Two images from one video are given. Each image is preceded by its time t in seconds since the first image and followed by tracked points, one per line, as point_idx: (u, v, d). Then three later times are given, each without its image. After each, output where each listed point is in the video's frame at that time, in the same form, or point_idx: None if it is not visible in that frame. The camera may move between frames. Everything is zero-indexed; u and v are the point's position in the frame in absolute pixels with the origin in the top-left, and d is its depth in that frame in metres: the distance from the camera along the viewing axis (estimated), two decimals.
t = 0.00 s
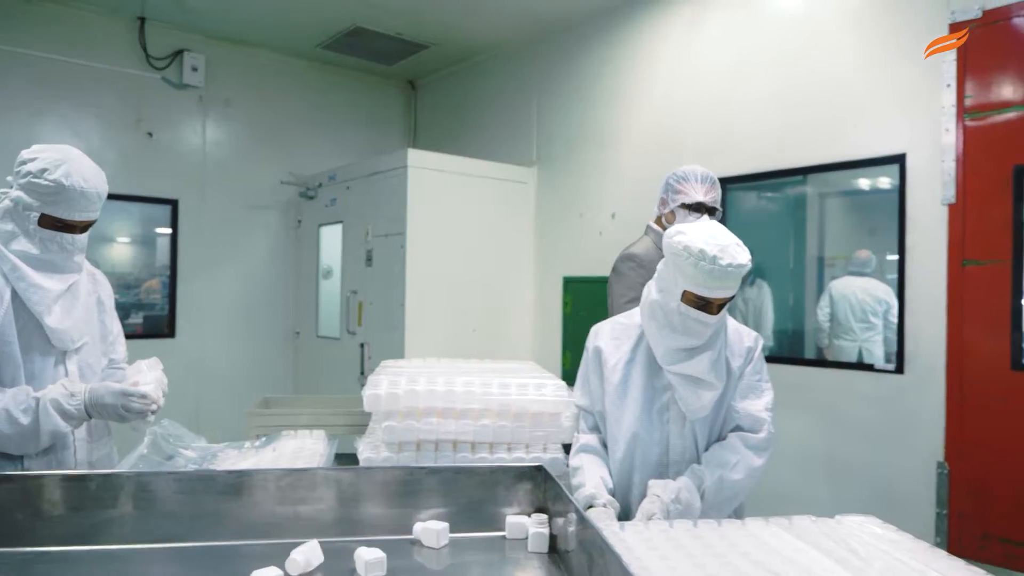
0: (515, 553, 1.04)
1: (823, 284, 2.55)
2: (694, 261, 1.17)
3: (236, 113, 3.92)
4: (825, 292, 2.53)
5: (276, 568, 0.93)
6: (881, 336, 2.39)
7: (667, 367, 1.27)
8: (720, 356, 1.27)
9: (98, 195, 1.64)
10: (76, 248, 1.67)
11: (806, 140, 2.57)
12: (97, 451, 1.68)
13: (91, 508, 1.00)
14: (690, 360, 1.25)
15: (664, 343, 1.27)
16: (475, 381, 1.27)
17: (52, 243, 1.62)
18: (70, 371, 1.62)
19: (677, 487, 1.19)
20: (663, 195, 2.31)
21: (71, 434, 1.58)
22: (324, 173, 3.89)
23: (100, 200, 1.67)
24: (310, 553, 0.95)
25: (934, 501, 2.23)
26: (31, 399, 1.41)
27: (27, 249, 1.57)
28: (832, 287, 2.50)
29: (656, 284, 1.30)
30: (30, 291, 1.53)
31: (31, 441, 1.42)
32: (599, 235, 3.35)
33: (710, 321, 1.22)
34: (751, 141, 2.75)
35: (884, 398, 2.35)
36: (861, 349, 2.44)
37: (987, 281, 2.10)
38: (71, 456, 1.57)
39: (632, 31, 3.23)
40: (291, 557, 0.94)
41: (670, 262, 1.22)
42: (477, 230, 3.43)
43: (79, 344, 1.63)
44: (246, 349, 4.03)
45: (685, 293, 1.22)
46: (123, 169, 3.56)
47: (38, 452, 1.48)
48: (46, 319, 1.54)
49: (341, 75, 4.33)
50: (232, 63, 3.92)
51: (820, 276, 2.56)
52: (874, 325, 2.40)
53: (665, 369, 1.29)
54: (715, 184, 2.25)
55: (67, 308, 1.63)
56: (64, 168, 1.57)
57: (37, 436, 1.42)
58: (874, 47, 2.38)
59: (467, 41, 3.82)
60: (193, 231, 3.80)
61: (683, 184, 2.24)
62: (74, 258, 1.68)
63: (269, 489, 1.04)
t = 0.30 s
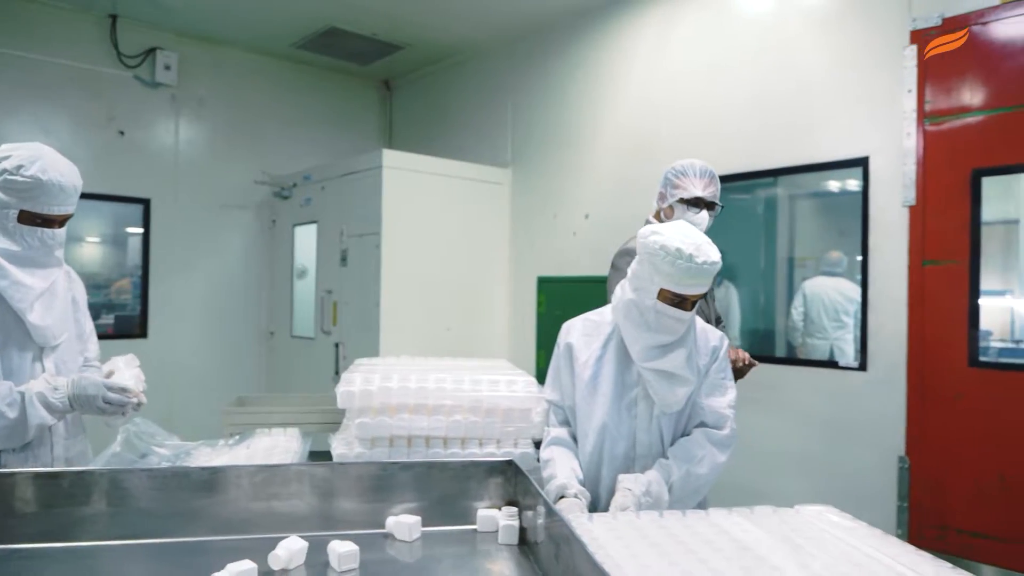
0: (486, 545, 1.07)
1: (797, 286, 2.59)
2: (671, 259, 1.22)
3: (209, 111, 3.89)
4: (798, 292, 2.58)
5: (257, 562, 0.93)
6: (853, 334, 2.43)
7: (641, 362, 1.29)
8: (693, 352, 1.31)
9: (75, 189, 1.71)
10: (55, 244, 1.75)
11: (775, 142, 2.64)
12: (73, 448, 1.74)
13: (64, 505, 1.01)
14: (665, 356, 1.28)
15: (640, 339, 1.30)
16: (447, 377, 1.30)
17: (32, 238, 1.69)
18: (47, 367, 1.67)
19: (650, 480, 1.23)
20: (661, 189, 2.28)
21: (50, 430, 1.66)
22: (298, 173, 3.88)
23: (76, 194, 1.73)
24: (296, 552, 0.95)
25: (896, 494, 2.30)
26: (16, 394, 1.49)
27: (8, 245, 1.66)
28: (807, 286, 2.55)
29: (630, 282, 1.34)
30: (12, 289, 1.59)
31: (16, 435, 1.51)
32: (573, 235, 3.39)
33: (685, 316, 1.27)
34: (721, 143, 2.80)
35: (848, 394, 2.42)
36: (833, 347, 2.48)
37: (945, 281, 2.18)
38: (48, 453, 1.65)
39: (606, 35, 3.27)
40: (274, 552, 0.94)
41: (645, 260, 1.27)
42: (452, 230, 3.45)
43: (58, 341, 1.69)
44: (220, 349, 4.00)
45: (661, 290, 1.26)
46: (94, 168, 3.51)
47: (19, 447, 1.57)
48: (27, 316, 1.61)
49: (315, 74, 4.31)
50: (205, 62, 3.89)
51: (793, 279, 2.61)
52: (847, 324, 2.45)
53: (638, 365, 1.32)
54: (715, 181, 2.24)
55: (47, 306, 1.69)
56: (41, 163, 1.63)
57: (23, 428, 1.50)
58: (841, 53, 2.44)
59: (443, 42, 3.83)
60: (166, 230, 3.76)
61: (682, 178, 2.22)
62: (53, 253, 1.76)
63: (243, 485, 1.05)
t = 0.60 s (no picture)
0: (453, 537, 1.10)
1: (763, 285, 2.65)
2: (638, 259, 1.26)
3: (177, 110, 3.84)
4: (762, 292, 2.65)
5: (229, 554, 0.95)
6: (817, 333, 2.50)
7: (606, 359, 1.34)
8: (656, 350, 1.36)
9: (46, 184, 1.72)
10: (30, 239, 1.73)
11: (737, 145, 2.71)
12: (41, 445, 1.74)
13: (33, 502, 1.01)
14: (629, 352, 1.33)
15: (606, 337, 1.34)
16: (415, 374, 1.32)
17: (9, 233, 1.67)
18: (18, 365, 1.66)
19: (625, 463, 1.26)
20: (650, 185, 2.25)
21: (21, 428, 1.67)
22: (267, 173, 3.86)
23: (47, 189, 1.75)
24: (266, 544, 0.97)
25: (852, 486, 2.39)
26: None
27: None
28: (774, 287, 2.60)
29: (596, 281, 1.37)
30: None
31: None
32: (541, 236, 3.44)
33: (649, 314, 1.31)
34: (685, 146, 2.87)
35: (806, 390, 2.51)
36: (798, 346, 2.55)
37: (898, 280, 2.27)
38: (18, 449, 1.66)
39: (573, 38, 3.32)
40: (245, 545, 0.96)
41: (612, 260, 1.30)
42: (422, 230, 3.47)
43: (31, 338, 1.68)
44: (187, 349, 3.95)
45: (627, 289, 1.30)
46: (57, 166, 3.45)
47: None
48: (3, 313, 1.59)
49: (284, 74, 4.29)
50: (172, 60, 3.85)
51: (758, 278, 2.66)
52: (811, 323, 2.51)
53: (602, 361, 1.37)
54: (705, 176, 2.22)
55: (20, 304, 1.67)
56: (13, 160, 1.64)
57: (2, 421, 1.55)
58: (800, 59, 2.52)
59: (412, 43, 3.85)
60: (131, 229, 3.71)
61: (672, 174, 2.19)
62: (28, 249, 1.74)
63: (213, 481, 1.07)
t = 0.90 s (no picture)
0: (425, 529, 1.13)
1: (733, 285, 2.72)
2: (605, 259, 1.31)
3: (149, 108, 3.81)
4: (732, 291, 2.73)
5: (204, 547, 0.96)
6: (782, 332, 2.58)
7: (574, 356, 1.37)
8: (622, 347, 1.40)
9: (26, 182, 1.72)
10: (9, 237, 1.73)
11: (704, 148, 2.78)
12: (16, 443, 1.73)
13: (10, 499, 1.03)
14: (596, 350, 1.37)
15: (573, 335, 1.38)
16: (388, 372, 1.36)
17: None
18: None
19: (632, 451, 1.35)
20: (641, 186, 2.21)
21: None
22: (241, 172, 3.84)
23: (27, 187, 1.74)
24: (242, 537, 0.99)
25: (815, 479, 2.47)
26: None
27: None
28: (743, 287, 2.68)
29: (564, 281, 1.42)
30: None
31: None
32: (514, 236, 3.48)
33: (614, 312, 1.36)
34: (655, 149, 2.93)
35: (771, 387, 2.59)
36: (766, 344, 2.62)
37: (857, 280, 2.35)
38: None
39: (545, 42, 3.38)
40: (220, 538, 0.97)
41: (580, 261, 1.36)
42: (396, 230, 3.49)
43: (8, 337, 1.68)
44: (159, 350, 3.92)
45: (595, 288, 1.35)
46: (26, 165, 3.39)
47: None
48: None
49: (257, 73, 4.27)
50: (144, 58, 3.81)
51: (728, 277, 2.73)
52: (778, 321, 2.59)
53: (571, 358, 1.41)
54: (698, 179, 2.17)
55: None
56: None
57: None
58: (765, 65, 2.60)
59: (386, 44, 3.86)
60: (102, 229, 3.67)
61: (661, 174, 2.15)
62: (8, 247, 1.73)
63: (188, 476, 1.09)
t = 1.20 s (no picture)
0: (402, 523, 1.16)
1: (707, 285, 2.78)
2: (581, 260, 1.36)
3: (124, 107, 3.77)
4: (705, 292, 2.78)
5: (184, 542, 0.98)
6: (752, 331, 2.64)
7: (551, 354, 1.41)
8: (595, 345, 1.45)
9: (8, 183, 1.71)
10: None
11: (679, 150, 2.83)
12: None
13: None
14: (572, 349, 1.41)
15: (549, 333, 1.42)
16: (365, 369, 1.39)
17: None
18: None
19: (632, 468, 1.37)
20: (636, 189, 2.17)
21: None
22: (217, 172, 3.82)
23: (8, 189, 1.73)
24: (221, 531, 1.01)
25: (784, 474, 2.54)
26: None
27: None
28: (716, 287, 2.74)
29: (540, 281, 1.45)
30: None
31: None
32: (491, 236, 3.51)
33: (588, 311, 1.41)
34: (629, 151, 2.98)
35: (741, 384, 2.65)
36: (739, 342, 2.68)
37: (823, 280, 2.42)
38: None
39: (522, 46, 3.41)
40: (200, 533, 0.99)
41: (556, 261, 1.40)
42: (374, 230, 3.51)
43: None
44: (134, 350, 3.88)
45: (571, 288, 1.40)
46: None
47: None
48: None
49: (234, 72, 4.24)
50: (118, 56, 3.78)
51: (703, 277, 2.79)
52: (749, 320, 2.66)
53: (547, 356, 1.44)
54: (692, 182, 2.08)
55: None
56: None
57: None
58: (737, 70, 2.66)
59: (364, 45, 3.87)
60: (76, 228, 3.63)
61: (652, 176, 2.09)
62: None
63: (167, 473, 1.11)
